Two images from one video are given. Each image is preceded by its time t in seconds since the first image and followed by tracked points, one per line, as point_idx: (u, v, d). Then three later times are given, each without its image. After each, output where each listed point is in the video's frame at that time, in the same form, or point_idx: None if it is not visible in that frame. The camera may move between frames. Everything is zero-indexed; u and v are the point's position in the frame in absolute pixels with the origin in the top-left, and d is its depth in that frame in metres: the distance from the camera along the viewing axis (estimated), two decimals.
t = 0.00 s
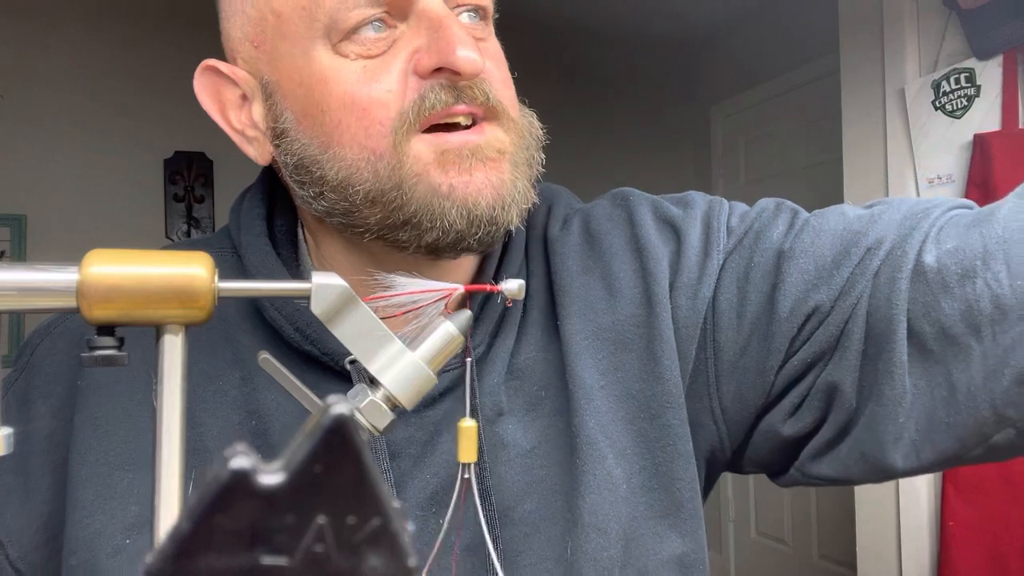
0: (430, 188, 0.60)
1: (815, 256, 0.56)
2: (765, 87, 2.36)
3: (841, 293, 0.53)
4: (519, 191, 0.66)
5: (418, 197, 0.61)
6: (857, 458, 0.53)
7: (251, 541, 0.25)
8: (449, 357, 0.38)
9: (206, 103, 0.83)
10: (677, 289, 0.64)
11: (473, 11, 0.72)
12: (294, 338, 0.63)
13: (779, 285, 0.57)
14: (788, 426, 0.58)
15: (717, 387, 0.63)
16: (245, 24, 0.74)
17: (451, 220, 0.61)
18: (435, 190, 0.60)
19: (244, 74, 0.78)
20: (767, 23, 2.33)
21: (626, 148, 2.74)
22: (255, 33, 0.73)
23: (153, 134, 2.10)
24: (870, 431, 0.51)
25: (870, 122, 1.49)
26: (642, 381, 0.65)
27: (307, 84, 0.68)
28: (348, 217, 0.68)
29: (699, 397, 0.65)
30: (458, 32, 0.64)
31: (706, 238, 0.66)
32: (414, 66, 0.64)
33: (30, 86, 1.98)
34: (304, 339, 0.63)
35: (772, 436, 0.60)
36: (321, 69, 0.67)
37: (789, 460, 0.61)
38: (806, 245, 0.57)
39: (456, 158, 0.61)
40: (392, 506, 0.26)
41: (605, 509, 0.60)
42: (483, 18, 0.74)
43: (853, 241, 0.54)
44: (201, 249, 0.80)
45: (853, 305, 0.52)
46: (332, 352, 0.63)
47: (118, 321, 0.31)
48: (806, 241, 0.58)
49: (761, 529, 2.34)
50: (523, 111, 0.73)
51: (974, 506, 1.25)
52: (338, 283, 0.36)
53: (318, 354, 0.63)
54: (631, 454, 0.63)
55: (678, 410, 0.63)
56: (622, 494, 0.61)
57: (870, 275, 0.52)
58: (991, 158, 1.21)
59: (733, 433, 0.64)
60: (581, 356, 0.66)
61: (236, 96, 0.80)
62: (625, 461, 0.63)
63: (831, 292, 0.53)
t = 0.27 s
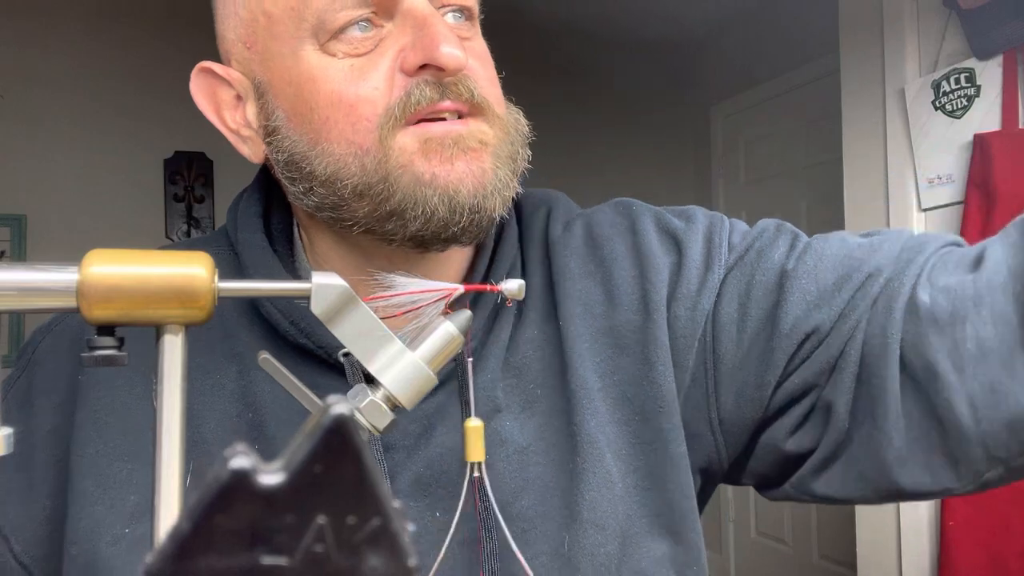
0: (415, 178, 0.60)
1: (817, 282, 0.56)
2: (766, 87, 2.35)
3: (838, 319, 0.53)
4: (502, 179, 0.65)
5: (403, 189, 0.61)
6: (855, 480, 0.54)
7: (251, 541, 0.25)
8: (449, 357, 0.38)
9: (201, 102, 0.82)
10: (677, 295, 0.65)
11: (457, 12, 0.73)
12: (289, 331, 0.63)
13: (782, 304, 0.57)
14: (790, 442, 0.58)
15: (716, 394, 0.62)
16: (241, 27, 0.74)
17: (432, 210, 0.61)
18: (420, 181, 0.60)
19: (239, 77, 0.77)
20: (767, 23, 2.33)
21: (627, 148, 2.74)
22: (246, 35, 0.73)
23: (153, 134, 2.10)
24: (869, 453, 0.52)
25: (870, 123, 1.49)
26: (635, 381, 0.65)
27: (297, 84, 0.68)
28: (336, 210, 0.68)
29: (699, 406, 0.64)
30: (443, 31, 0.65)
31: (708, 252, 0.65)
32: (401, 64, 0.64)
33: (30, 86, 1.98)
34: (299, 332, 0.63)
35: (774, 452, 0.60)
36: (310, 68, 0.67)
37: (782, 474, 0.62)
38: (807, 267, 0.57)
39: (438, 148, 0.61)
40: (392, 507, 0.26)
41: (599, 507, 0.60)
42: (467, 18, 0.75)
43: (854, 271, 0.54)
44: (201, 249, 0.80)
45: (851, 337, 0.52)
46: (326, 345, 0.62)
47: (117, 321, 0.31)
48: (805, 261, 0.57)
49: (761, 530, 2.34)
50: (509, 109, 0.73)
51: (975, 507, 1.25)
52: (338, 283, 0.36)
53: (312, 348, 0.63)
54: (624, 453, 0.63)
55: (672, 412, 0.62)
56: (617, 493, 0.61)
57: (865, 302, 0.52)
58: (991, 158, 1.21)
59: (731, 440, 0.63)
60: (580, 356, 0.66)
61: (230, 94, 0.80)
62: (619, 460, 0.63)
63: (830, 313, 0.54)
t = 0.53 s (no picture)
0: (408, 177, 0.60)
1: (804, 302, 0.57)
2: (766, 87, 2.35)
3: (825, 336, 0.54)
4: (490, 179, 0.65)
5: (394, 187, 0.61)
6: (845, 489, 0.54)
7: (251, 541, 0.25)
8: (449, 357, 0.38)
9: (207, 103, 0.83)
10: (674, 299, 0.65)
11: (451, 21, 0.72)
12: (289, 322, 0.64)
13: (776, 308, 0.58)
14: (788, 454, 0.59)
15: (707, 397, 0.62)
16: (246, 34, 0.75)
17: (422, 203, 0.61)
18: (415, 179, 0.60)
19: (244, 82, 0.77)
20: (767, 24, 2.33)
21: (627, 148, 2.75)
22: (251, 39, 0.74)
23: (153, 134, 2.10)
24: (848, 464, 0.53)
25: (871, 123, 1.49)
26: (629, 381, 0.65)
27: (297, 89, 0.69)
28: (331, 207, 0.68)
29: (690, 412, 0.64)
30: (435, 39, 0.66)
31: (701, 265, 0.66)
32: (394, 69, 0.65)
33: (30, 86, 1.98)
34: (299, 322, 0.63)
35: (768, 464, 0.60)
36: (309, 72, 0.68)
37: (773, 483, 0.62)
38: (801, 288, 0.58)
39: (430, 148, 0.61)
40: (392, 506, 0.26)
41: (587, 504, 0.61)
42: (461, 27, 0.74)
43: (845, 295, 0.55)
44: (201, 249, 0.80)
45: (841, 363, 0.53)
46: (325, 335, 0.63)
47: (117, 321, 0.31)
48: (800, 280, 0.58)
49: (761, 529, 2.34)
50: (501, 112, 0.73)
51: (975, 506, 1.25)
52: (338, 283, 0.36)
53: (312, 337, 0.63)
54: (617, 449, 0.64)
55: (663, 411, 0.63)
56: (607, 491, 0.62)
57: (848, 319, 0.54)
58: (990, 158, 1.21)
59: (722, 445, 0.63)
60: (577, 356, 0.66)
61: (234, 97, 0.80)
62: (612, 459, 0.64)
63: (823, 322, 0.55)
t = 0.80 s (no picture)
0: (381, 181, 0.61)
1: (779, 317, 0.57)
2: (766, 88, 2.35)
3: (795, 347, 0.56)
4: (459, 184, 0.64)
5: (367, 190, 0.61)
6: (823, 490, 0.55)
7: (251, 541, 0.25)
8: (449, 357, 0.38)
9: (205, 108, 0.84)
10: (653, 306, 0.66)
11: (428, 35, 0.72)
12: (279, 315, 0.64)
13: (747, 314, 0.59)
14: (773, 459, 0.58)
15: (686, 398, 0.62)
16: (240, 45, 0.76)
17: (394, 204, 0.61)
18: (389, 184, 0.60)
19: (239, 91, 0.78)
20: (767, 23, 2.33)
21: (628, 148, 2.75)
22: (246, 52, 0.75)
23: (153, 134, 2.10)
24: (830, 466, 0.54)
25: (871, 123, 1.49)
26: (605, 381, 0.66)
27: (282, 98, 0.70)
28: (313, 209, 0.68)
29: (669, 414, 0.63)
30: (409, 50, 0.66)
31: (682, 272, 0.67)
32: (372, 77, 0.65)
33: (30, 86, 1.98)
34: (287, 314, 0.64)
35: (752, 470, 0.60)
36: (293, 80, 0.69)
37: (754, 488, 0.62)
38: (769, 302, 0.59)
39: (403, 154, 0.61)
40: (392, 507, 0.26)
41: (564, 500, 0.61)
42: (437, 41, 0.73)
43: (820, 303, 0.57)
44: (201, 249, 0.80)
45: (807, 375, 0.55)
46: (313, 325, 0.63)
47: (118, 321, 0.31)
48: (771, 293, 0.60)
49: (761, 529, 2.34)
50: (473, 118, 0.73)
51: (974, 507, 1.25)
52: (337, 282, 0.36)
53: (301, 329, 0.63)
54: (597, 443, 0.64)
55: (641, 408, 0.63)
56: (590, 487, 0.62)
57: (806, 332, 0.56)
58: (990, 159, 1.21)
59: (697, 454, 0.63)
60: (561, 351, 0.67)
61: (229, 106, 0.81)
62: (592, 456, 0.63)
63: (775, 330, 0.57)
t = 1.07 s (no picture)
0: (348, 193, 0.70)
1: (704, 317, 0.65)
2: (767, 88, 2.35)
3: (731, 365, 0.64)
4: (420, 194, 0.73)
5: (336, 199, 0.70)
6: (747, 522, 0.64)
7: (250, 542, 0.25)
8: (449, 357, 0.38)
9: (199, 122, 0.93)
10: (618, 325, 0.79)
11: (394, 61, 0.79)
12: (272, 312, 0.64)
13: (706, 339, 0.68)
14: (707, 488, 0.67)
15: (640, 411, 0.74)
16: (227, 67, 0.85)
17: (359, 212, 0.70)
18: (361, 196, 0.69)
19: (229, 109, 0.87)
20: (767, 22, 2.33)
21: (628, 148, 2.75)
22: (234, 75, 0.83)
23: (153, 133, 2.10)
24: (764, 513, 0.61)
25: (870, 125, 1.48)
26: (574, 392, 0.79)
27: (263, 118, 0.79)
28: (289, 214, 0.77)
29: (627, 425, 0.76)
30: (372, 74, 0.74)
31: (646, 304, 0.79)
32: (340, 99, 0.73)
33: (30, 86, 1.99)
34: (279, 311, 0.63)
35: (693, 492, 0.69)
36: (271, 103, 0.78)
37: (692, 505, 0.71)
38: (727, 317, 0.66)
39: (368, 169, 0.70)
40: (392, 507, 0.26)
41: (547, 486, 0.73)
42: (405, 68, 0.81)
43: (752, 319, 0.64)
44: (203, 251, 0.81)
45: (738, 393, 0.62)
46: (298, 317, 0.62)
47: (117, 321, 0.31)
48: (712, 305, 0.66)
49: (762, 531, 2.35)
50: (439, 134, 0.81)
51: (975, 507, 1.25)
52: (337, 283, 0.36)
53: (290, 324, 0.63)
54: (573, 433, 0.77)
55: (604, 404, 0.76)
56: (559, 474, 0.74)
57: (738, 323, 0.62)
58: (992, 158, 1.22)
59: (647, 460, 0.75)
60: (538, 364, 0.80)
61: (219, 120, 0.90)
62: (565, 448, 0.76)
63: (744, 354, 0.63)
